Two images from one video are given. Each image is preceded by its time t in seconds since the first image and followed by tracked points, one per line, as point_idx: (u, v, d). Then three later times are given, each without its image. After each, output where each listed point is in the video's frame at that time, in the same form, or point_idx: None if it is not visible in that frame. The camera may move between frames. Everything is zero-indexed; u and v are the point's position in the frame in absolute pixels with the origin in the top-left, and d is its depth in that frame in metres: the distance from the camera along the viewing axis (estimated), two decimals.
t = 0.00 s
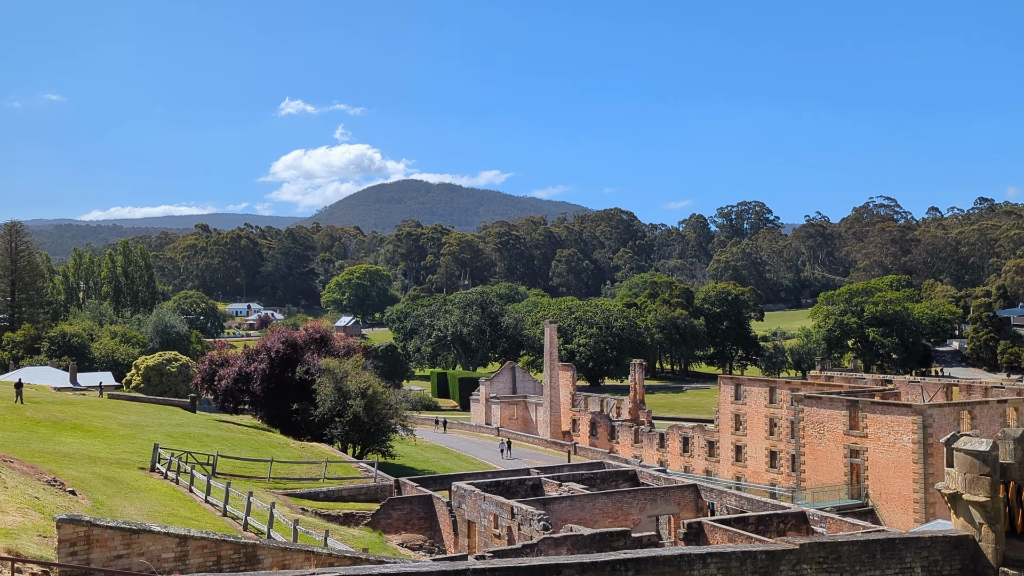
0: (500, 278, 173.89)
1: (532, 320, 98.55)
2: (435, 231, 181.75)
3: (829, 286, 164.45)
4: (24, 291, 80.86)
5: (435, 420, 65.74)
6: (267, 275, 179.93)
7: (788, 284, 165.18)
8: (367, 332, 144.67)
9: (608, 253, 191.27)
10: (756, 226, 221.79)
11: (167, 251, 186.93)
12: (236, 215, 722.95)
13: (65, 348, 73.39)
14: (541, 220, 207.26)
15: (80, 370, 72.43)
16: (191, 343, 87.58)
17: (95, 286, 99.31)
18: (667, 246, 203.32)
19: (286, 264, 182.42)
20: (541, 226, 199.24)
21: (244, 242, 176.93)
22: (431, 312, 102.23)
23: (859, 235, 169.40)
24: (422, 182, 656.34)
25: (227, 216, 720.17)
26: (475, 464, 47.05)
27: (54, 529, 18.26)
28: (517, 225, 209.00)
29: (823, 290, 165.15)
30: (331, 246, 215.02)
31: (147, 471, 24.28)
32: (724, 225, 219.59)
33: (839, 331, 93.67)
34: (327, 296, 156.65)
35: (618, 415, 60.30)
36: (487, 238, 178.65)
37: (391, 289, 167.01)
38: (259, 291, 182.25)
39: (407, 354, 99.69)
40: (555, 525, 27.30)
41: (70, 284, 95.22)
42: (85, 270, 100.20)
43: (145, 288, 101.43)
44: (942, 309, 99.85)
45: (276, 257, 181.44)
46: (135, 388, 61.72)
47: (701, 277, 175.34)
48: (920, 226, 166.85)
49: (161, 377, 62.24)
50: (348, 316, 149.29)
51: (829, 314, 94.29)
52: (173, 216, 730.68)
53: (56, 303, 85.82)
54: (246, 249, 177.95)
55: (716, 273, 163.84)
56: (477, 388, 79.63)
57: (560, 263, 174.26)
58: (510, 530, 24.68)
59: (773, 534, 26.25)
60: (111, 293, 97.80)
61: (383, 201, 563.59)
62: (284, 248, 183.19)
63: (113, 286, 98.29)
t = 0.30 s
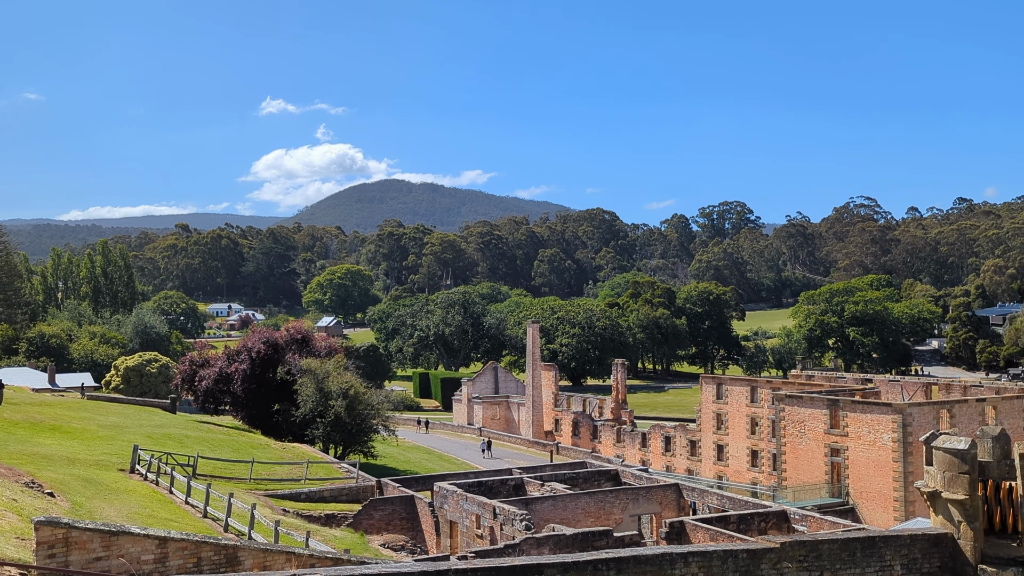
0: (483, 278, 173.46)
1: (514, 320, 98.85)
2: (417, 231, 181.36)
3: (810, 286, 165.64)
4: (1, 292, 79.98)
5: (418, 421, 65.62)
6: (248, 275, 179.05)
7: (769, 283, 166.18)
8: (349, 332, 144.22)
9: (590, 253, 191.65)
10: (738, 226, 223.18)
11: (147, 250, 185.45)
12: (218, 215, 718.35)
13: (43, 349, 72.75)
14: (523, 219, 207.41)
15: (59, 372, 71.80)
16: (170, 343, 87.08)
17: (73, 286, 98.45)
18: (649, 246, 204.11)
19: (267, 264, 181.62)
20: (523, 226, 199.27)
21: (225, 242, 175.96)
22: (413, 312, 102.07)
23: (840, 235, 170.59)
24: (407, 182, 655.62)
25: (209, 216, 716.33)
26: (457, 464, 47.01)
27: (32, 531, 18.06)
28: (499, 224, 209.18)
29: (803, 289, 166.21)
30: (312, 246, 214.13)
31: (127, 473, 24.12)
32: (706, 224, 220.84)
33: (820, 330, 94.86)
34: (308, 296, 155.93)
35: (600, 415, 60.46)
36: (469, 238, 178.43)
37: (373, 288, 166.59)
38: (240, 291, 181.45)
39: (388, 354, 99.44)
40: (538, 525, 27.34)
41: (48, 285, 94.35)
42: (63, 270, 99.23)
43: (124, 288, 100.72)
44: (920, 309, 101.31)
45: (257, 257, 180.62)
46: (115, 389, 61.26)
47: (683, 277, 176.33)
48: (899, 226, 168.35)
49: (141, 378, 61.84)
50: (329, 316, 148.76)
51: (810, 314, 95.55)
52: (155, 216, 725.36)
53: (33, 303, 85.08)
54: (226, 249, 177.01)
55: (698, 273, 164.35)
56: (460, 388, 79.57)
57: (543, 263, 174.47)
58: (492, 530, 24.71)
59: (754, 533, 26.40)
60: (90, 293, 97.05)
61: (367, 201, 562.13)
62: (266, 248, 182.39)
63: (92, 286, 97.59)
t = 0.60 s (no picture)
0: (466, 278, 173.11)
1: (498, 320, 99.27)
2: (400, 231, 180.98)
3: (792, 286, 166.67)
4: None
5: (401, 421, 65.49)
6: (230, 276, 178.34)
7: (752, 283, 167.19)
8: (332, 333, 143.90)
9: (574, 253, 192.07)
10: (721, 227, 224.34)
11: (128, 251, 184.20)
12: (200, 215, 715.09)
13: (23, 350, 72.26)
14: (507, 220, 207.54)
15: (39, 373, 71.27)
16: (152, 344, 86.59)
17: (54, 287, 97.78)
18: (633, 246, 205.12)
19: (250, 264, 180.88)
20: (507, 226, 199.37)
21: (207, 242, 175.19)
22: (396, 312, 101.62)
23: (822, 235, 171.62)
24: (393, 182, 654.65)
25: (191, 216, 712.39)
26: (441, 464, 46.99)
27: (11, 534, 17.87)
28: (483, 225, 209.17)
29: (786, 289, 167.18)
30: (295, 246, 213.34)
31: (108, 475, 24.00)
32: (689, 225, 222.02)
33: (802, 330, 95.18)
34: (291, 297, 155.33)
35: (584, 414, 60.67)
36: (453, 238, 178.31)
37: (357, 288, 166.21)
38: (222, 292, 180.87)
39: (372, 354, 99.24)
40: (522, 525, 27.37)
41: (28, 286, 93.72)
42: (43, 270, 98.51)
43: (106, 289, 100.19)
44: (903, 308, 103.92)
45: (239, 258, 179.86)
46: (96, 390, 60.86)
47: (666, 277, 177.54)
48: (881, 226, 169.59)
49: (122, 379, 61.50)
50: (312, 317, 148.35)
51: (793, 313, 95.68)
52: (138, 216, 720.72)
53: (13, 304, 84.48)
54: (209, 250, 176.28)
55: (681, 273, 164.87)
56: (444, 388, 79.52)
57: (526, 263, 174.65)
58: (476, 531, 24.76)
59: (737, 532, 26.54)
60: (71, 294, 96.50)
61: (352, 201, 560.65)
62: (248, 248, 181.61)
63: (73, 287, 97.00)
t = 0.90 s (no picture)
0: (452, 278, 172.83)
1: (484, 319, 99.04)
2: (386, 230, 180.50)
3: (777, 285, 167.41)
4: None
5: (387, 421, 65.32)
6: (215, 276, 177.46)
7: (737, 282, 167.93)
8: (317, 333, 143.55)
9: (560, 252, 192.21)
10: (706, 226, 225.13)
11: (111, 251, 182.87)
12: (184, 215, 711.31)
13: (5, 351, 71.68)
14: (493, 219, 207.41)
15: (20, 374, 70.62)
16: (136, 345, 86.02)
17: (36, 287, 97.04)
18: (618, 246, 205.76)
19: (234, 264, 180.06)
20: (493, 226, 199.24)
21: (191, 242, 174.33)
22: (381, 311, 101.01)
23: (807, 235, 172.46)
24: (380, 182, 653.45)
25: (175, 216, 708.56)
26: (427, 464, 46.94)
27: None
28: (470, 224, 208.11)
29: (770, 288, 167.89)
30: (280, 246, 212.44)
31: (92, 476, 23.87)
32: (674, 224, 222.94)
33: (787, 329, 95.79)
34: (276, 297, 154.69)
35: (570, 414, 60.75)
36: (439, 238, 177.89)
37: (342, 288, 165.72)
38: (207, 291, 180.19)
39: (358, 354, 98.98)
40: (508, 524, 27.40)
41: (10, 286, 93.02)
42: (25, 271, 97.76)
43: (89, 289, 99.64)
44: (886, 307, 104.72)
45: (224, 257, 179.06)
46: (79, 391, 60.46)
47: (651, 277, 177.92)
48: (865, 225, 170.53)
49: (106, 380, 61.14)
50: (297, 317, 147.87)
51: (778, 312, 96.42)
52: (123, 216, 716.29)
53: None
54: (193, 249, 175.42)
55: (667, 272, 165.23)
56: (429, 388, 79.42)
57: (512, 263, 174.63)
58: (463, 530, 24.79)
59: (723, 530, 26.65)
60: (53, 294, 95.88)
61: (338, 200, 559.24)
62: (233, 248, 180.71)
63: (55, 287, 96.40)
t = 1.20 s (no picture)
0: (440, 277, 172.61)
1: (471, 319, 99.07)
2: (373, 230, 180.12)
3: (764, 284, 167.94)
4: None
5: (374, 421, 65.21)
6: (201, 276, 176.75)
7: (724, 282, 168.61)
8: (304, 334, 143.23)
9: (547, 252, 192.30)
10: (694, 226, 225.84)
11: (96, 251, 181.83)
12: (170, 215, 708.31)
13: None
14: (481, 218, 207.28)
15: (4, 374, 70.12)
16: (122, 345, 85.60)
17: (21, 287, 96.43)
18: (606, 246, 206.34)
19: (221, 264, 179.42)
20: (480, 226, 199.08)
21: (177, 242, 173.48)
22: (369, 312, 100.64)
23: (793, 234, 173.11)
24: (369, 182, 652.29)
25: (161, 216, 705.22)
26: (414, 464, 46.91)
27: None
28: (457, 224, 207.42)
29: (758, 288, 168.43)
30: (267, 245, 211.71)
31: (77, 477, 23.76)
32: (662, 224, 223.42)
33: (773, 329, 96.09)
34: (262, 297, 154.18)
35: (558, 414, 60.84)
36: (426, 238, 177.48)
37: (329, 288, 165.29)
38: (193, 292, 179.46)
39: (345, 355, 98.75)
40: (495, 524, 27.43)
41: None
42: (10, 271, 97.09)
43: (74, 289, 99.10)
44: (872, 306, 105.38)
45: (210, 257, 178.35)
46: (64, 392, 60.13)
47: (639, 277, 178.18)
48: (852, 225, 171.36)
49: (91, 381, 60.87)
50: (284, 317, 147.45)
51: (764, 312, 96.75)
52: (109, 216, 712.58)
53: None
54: (179, 249, 174.55)
55: (654, 272, 165.65)
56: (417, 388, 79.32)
57: (500, 263, 174.66)
58: (450, 530, 24.84)
59: (710, 529, 26.79)
60: (38, 294, 95.37)
61: (326, 200, 557.78)
62: (219, 248, 180.02)
63: (40, 287, 95.83)
